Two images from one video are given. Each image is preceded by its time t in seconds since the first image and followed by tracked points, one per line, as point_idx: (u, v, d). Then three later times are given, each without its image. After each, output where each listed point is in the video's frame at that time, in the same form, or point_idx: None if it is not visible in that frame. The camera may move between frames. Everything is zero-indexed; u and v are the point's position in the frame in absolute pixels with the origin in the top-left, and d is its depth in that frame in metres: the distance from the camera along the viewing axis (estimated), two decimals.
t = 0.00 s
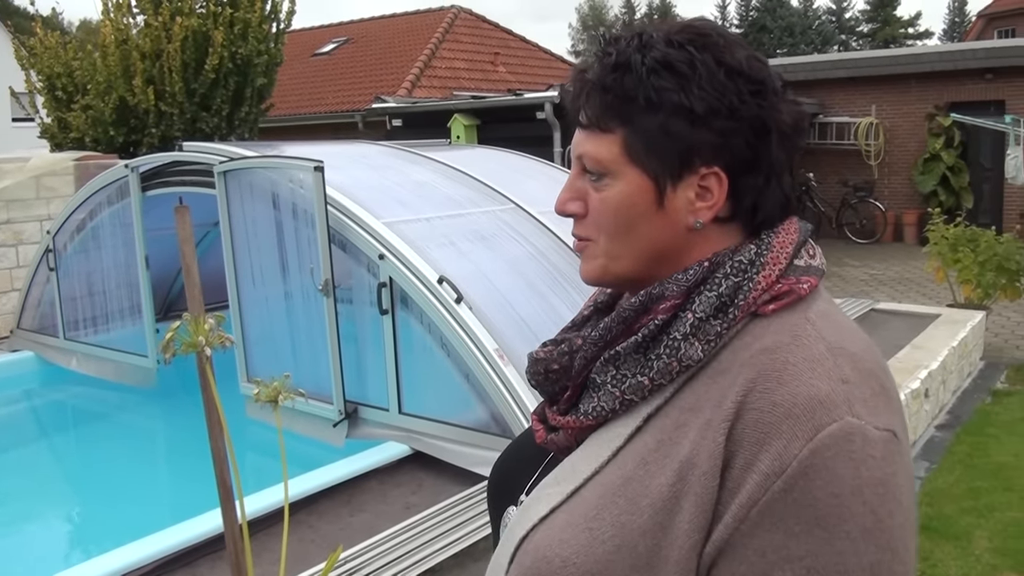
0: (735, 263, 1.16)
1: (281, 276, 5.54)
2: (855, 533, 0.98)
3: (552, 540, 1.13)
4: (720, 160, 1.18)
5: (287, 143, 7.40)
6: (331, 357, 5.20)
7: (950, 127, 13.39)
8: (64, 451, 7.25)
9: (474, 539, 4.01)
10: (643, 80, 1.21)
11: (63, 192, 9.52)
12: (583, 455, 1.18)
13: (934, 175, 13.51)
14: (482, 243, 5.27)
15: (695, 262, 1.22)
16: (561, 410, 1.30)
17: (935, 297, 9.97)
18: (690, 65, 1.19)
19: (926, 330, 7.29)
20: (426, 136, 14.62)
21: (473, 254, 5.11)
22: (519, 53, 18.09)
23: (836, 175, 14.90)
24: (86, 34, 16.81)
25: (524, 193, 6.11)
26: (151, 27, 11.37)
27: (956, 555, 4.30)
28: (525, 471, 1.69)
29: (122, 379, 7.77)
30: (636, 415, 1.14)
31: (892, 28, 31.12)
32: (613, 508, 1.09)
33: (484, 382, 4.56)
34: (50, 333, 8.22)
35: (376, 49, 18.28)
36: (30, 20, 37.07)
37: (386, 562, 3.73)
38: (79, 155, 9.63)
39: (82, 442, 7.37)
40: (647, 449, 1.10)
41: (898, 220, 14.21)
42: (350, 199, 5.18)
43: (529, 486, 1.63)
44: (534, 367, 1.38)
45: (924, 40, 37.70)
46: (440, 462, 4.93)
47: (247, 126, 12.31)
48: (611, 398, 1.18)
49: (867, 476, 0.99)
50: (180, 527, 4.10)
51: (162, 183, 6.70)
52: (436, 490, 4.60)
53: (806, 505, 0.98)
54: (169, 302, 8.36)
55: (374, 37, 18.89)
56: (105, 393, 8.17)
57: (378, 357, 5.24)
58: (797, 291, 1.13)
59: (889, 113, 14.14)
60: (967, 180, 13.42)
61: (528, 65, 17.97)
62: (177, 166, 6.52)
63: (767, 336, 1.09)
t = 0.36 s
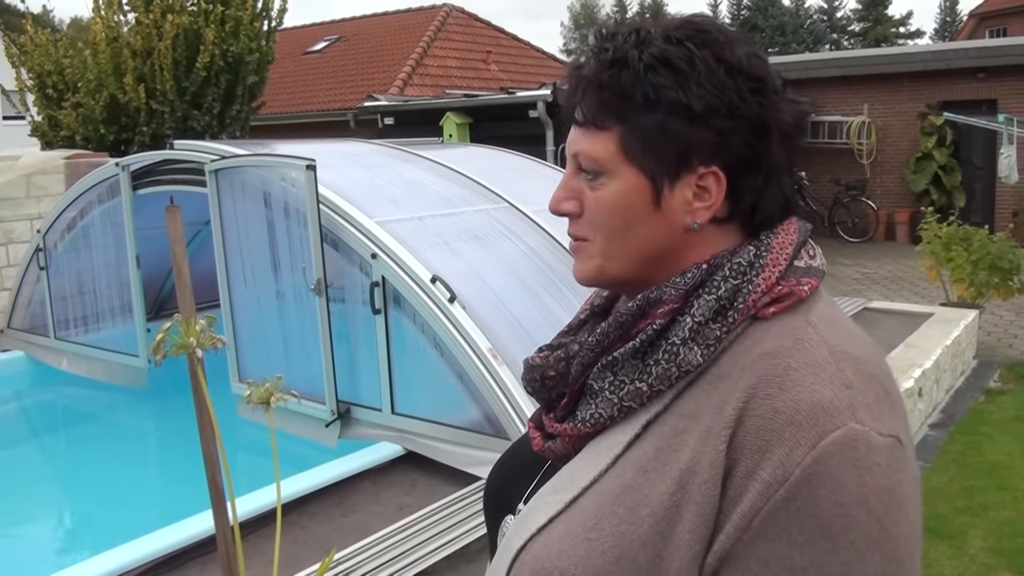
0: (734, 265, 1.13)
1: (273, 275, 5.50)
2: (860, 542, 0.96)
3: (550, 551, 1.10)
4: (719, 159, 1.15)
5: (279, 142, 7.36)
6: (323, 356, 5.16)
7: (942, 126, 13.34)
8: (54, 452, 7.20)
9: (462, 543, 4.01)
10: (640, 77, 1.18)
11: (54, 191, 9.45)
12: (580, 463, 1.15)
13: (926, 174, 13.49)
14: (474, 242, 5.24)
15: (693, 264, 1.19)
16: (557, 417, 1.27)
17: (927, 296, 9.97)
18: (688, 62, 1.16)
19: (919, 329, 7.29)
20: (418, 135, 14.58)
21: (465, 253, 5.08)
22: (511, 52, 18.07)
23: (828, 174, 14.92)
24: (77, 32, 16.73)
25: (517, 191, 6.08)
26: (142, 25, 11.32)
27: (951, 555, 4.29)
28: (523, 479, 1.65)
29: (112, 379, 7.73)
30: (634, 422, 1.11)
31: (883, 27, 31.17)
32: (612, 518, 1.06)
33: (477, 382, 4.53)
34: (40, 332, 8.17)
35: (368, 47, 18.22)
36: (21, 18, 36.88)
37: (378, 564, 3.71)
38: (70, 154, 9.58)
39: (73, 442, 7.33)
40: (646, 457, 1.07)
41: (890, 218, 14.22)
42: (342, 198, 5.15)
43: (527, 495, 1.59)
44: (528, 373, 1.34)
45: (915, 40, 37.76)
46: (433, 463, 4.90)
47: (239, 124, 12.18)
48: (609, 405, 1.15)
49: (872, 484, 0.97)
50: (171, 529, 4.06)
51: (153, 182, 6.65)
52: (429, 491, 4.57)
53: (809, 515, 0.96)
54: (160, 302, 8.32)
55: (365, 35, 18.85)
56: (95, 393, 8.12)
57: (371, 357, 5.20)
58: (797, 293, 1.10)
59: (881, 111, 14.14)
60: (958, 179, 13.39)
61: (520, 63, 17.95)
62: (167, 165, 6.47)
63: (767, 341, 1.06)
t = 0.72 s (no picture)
0: (736, 267, 1.09)
1: (265, 273, 5.45)
2: (867, 553, 0.94)
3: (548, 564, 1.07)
4: (721, 157, 1.12)
5: (271, 138, 7.31)
6: (316, 354, 5.12)
7: (936, 123, 13.38)
8: (46, 450, 7.16)
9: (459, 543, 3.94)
10: (640, 72, 1.14)
11: (46, 187, 9.38)
12: (578, 472, 1.11)
13: (920, 171, 13.50)
14: (469, 239, 5.20)
15: (694, 265, 1.15)
16: (555, 423, 1.23)
17: (921, 293, 9.96)
18: (690, 56, 1.12)
19: (915, 327, 7.27)
20: (412, 131, 14.52)
21: (460, 251, 5.04)
22: (505, 48, 18.02)
23: (822, 171, 14.90)
24: (69, 27, 16.64)
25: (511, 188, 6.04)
26: (134, 20, 11.25)
27: (949, 553, 4.27)
28: (518, 487, 1.61)
29: (105, 376, 7.68)
30: (634, 430, 1.08)
31: (877, 23, 31.06)
32: (611, 530, 1.03)
33: (472, 381, 4.49)
34: (31, 330, 8.11)
35: (362, 43, 18.15)
36: (12, 12, 36.71)
37: (371, 565, 3.67)
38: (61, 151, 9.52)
39: (64, 441, 7.28)
40: (646, 466, 1.04)
41: (884, 215, 14.22)
42: (336, 194, 5.11)
43: (523, 504, 1.55)
44: (525, 379, 1.30)
45: (909, 36, 37.72)
46: (427, 461, 4.87)
47: (232, 120, 12.16)
48: (608, 411, 1.11)
49: (880, 494, 0.94)
50: (162, 529, 4.02)
51: (144, 178, 6.60)
52: (423, 490, 4.54)
53: (816, 527, 0.93)
54: (152, 298, 8.26)
55: (359, 31, 18.78)
56: (87, 391, 8.07)
57: (364, 355, 5.16)
58: (801, 296, 1.07)
59: (876, 108, 14.11)
60: (953, 176, 13.36)
61: (514, 59, 17.90)
62: (159, 161, 6.41)
63: (771, 346, 1.03)
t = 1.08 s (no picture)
0: (737, 273, 1.06)
1: (258, 271, 5.40)
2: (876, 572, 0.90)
3: None
4: (720, 158, 1.08)
5: (264, 135, 7.26)
6: (310, 353, 5.07)
7: (932, 118, 13.33)
8: (39, 451, 7.11)
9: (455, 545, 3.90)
10: (635, 70, 1.10)
11: (39, 185, 9.31)
12: (573, 485, 1.07)
13: (916, 166, 13.43)
14: (464, 237, 5.15)
15: (694, 269, 1.11)
16: (550, 435, 1.18)
17: (917, 289, 9.93)
18: (688, 53, 1.08)
19: (912, 323, 7.24)
20: (406, 127, 14.46)
21: (454, 249, 5.00)
22: (500, 44, 17.97)
23: (818, 167, 14.86)
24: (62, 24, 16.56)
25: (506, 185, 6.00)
26: (127, 17, 11.19)
27: (948, 552, 4.24)
28: (512, 499, 1.56)
29: (97, 376, 7.63)
30: (632, 441, 1.04)
31: (872, 19, 31.00)
32: (608, 546, 1.00)
33: (467, 380, 4.45)
34: (23, 330, 8.05)
35: (356, 39, 18.09)
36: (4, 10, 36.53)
37: (366, 567, 3.63)
38: (53, 148, 9.47)
39: (58, 441, 7.22)
40: (644, 480, 1.00)
41: (880, 211, 14.19)
42: (329, 193, 5.06)
43: (517, 517, 1.51)
44: (518, 389, 1.26)
45: (904, 31, 37.69)
46: (422, 462, 4.84)
47: (225, 117, 12.07)
48: (605, 423, 1.07)
49: (888, 510, 0.91)
50: (153, 532, 3.98)
51: (137, 176, 6.54)
52: (418, 491, 4.51)
53: (821, 545, 0.90)
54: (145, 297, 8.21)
55: (354, 27, 18.71)
56: (80, 391, 8.02)
57: (358, 353, 5.12)
58: (805, 302, 1.04)
59: (871, 104, 14.07)
60: (949, 171, 13.34)
61: (509, 55, 17.85)
62: (151, 159, 6.36)
63: (774, 354, 0.99)
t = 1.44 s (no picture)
0: (748, 276, 1.01)
1: (255, 270, 5.36)
2: None
3: None
4: (732, 156, 1.03)
5: (261, 133, 7.20)
6: (307, 352, 5.02)
7: (933, 115, 13.26)
8: (36, 451, 7.06)
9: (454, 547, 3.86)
10: (642, 64, 1.05)
11: (35, 183, 9.26)
12: (576, 497, 1.02)
13: (917, 163, 13.38)
14: (463, 235, 5.10)
15: (704, 272, 1.07)
16: (551, 445, 1.14)
17: (918, 286, 9.88)
18: (697, 47, 1.03)
19: (913, 321, 7.19)
20: (405, 125, 14.40)
21: (454, 247, 4.95)
22: (499, 41, 17.91)
23: (818, 164, 14.80)
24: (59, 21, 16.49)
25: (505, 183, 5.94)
26: (124, 14, 11.15)
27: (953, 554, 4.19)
28: (509, 511, 1.50)
29: (94, 375, 7.59)
30: (638, 454, 0.99)
31: (871, 16, 30.91)
32: (613, 563, 0.95)
33: (466, 379, 4.40)
34: (20, 328, 7.99)
35: (354, 36, 18.02)
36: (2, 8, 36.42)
37: (364, 569, 3.59)
38: (50, 146, 9.45)
39: (55, 441, 7.18)
40: (651, 494, 0.95)
41: (880, 208, 14.14)
42: (326, 190, 5.01)
43: (513, 531, 1.45)
44: (517, 399, 1.21)
45: (904, 28, 37.59)
46: (421, 463, 4.80)
47: (223, 115, 11.97)
48: (608, 434, 1.02)
49: (909, 529, 0.87)
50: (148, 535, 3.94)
51: (133, 174, 6.48)
52: (417, 492, 4.47)
53: (839, 565, 0.86)
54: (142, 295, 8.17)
55: (352, 24, 18.66)
56: (77, 391, 7.97)
57: (356, 352, 5.07)
58: (818, 308, 0.99)
59: (872, 100, 14.00)
60: (949, 168, 13.31)
61: (508, 52, 17.80)
62: (148, 157, 6.30)
63: (787, 363, 0.94)
